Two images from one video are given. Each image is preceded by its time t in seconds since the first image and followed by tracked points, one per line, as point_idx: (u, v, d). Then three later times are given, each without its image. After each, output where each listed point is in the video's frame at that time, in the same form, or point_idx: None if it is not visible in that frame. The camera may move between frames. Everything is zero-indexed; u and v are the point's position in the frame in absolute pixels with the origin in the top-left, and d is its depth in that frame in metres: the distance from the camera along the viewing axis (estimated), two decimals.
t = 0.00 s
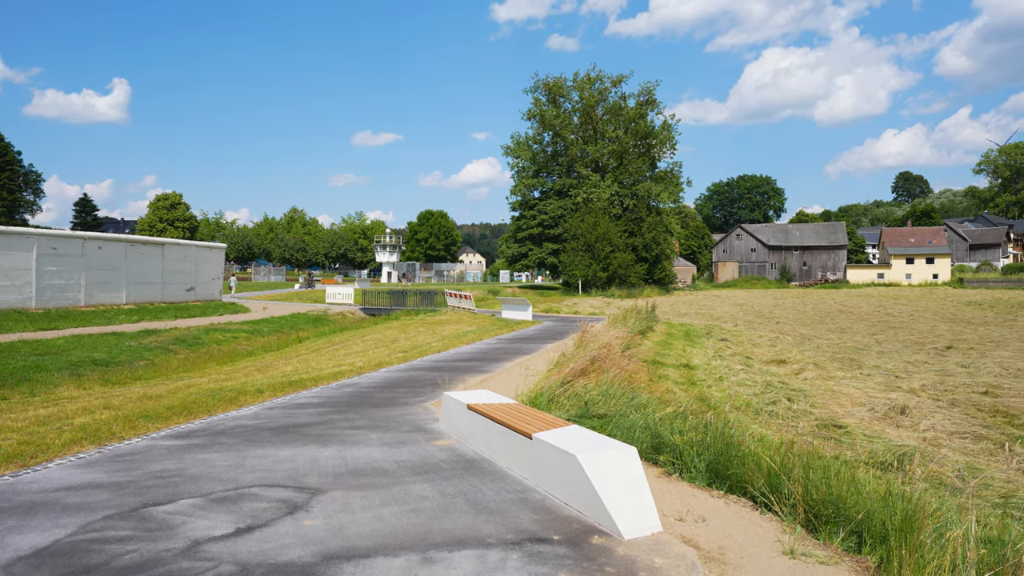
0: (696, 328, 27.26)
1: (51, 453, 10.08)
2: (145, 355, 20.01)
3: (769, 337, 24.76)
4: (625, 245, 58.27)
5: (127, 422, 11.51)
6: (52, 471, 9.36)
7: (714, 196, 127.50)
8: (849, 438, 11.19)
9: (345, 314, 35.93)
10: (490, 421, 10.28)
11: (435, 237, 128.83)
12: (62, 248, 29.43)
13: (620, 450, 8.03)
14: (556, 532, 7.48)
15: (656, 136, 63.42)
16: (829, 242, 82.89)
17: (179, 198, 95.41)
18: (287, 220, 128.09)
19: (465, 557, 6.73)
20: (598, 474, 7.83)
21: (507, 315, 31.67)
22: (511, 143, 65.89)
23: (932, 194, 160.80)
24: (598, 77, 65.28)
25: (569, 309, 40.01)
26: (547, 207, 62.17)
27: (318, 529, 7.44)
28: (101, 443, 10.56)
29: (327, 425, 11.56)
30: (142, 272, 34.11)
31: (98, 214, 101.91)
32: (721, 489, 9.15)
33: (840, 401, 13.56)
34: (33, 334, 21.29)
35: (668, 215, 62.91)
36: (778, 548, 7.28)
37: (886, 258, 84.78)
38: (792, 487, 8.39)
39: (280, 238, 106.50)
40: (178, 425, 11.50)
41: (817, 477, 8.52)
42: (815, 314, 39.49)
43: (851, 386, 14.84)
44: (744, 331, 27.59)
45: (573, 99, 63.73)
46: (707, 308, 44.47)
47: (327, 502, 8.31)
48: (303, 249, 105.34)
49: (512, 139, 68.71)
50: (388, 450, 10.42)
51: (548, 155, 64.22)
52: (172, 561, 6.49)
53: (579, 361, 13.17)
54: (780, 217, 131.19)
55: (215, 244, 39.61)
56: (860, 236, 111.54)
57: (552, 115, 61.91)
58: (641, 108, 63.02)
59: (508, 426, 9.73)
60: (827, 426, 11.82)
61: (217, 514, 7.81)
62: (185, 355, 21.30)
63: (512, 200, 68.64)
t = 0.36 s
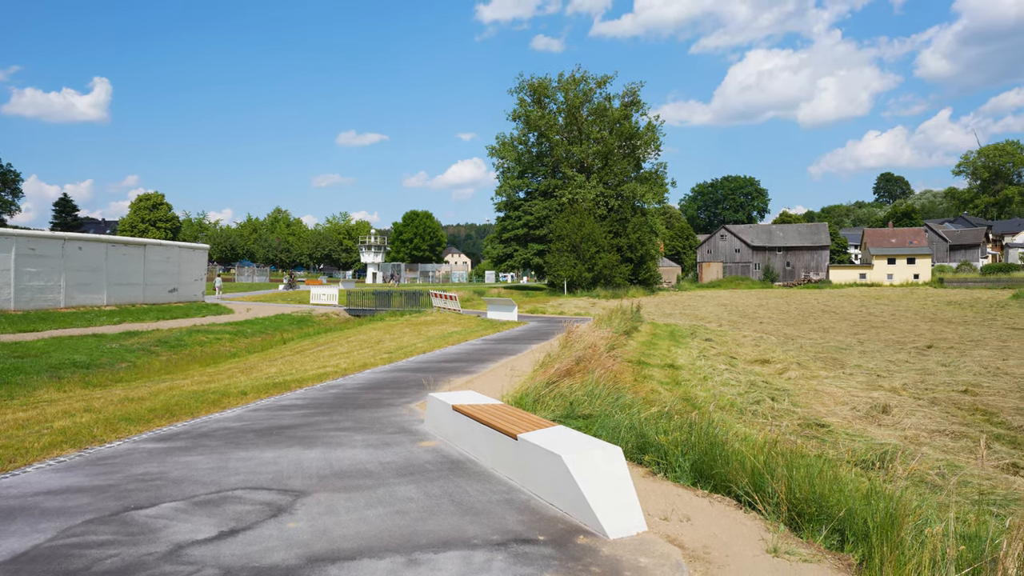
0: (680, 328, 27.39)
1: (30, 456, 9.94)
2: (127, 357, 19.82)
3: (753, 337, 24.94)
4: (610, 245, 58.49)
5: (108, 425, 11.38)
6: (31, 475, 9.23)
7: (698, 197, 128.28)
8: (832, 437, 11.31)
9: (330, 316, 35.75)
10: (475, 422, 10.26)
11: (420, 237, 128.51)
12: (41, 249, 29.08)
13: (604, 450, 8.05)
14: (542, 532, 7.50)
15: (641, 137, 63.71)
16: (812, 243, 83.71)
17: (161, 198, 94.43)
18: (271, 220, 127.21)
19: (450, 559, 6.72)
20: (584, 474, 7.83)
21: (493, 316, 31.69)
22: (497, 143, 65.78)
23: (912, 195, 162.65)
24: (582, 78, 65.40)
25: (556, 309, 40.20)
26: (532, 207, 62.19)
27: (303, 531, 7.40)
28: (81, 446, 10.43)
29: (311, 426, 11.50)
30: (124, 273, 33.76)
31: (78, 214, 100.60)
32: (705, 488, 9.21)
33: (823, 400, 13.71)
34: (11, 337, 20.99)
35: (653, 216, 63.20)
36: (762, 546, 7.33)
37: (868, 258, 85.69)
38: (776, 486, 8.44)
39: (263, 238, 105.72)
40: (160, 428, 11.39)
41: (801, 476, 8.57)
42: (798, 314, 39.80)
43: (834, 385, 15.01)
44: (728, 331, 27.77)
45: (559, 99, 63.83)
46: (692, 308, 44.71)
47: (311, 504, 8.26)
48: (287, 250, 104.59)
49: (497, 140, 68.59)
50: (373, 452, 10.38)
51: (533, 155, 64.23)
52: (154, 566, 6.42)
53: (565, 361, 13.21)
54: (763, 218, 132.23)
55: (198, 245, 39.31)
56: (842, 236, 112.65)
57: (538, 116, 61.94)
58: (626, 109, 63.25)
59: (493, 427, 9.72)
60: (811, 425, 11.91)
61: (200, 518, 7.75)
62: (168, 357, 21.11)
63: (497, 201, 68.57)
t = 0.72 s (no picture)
0: (665, 328, 27.50)
1: (10, 460, 9.80)
2: (109, 359, 19.62)
3: (738, 337, 25.09)
4: (596, 246, 58.66)
5: (89, 428, 11.26)
6: (12, 479, 9.11)
7: (684, 198, 128.94)
8: (816, 436, 11.40)
9: (315, 317, 35.56)
10: (461, 422, 10.24)
11: (406, 237, 128.18)
12: (21, 249, 28.70)
13: (590, 450, 8.05)
14: (527, 532, 7.50)
15: (626, 138, 63.96)
16: (796, 243, 84.44)
17: (144, 198, 93.47)
18: (255, 221, 126.31)
19: (436, 560, 6.72)
20: (570, 475, 7.84)
21: (479, 316, 31.65)
22: (482, 144, 65.67)
23: (894, 196, 164.52)
24: (568, 78, 65.51)
25: (542, 310, 40.30)
26: (518, 208, 62.18)
27: (287, 534, 7.36)
28: (62, 449, 10.31)
29: (296, 428, 11.44)
30: (106, 274, 33.40)
31: (59, 214, 99.33)
32: (690, 487, 9.26)
33: (806, 399, 13.82)
34: None
35: (639, 216, 63.45)
36: (747, 545, 7.38)
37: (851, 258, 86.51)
38: (760, 485, 8.50)
39: (248, 238, 104.93)
40: (143, 430, 11.28)
41: (784, 475, 8.63)
42: (782, 314, 40.11)
43: (818, 384, 15.14)
44: (713, 331, 27.92)
45: (544, 100, 63.90)
46: (677, 308, 44.90)
47: (296, 506, 8.22)
48: (271, 250, 103.90)
49: (483, 140, 68.46)
50: (358, 453, 10.34)
51: (519, 156, 64.21)
52: (136, 569, 6.36)
53: (551, 362, 13.24)
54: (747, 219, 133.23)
55: (181, 246, 38.98)
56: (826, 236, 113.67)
57: (523, 116, 61.96)
58: (612, 109, 63.45)
59: (479, 427, 9.71)
60: (795, 424, 12.00)
61: (183, 521, 7.68)
62: (150, 359, 20.93)
63: (482, 201, 68.46)
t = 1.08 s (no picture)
0: (651, 328, 27.62)
1: None
2: (91, 360, 19.44)
3: (723, 337, 25.24)
4: (582, 246, 58.78)
5: (70, 431, 11.14)
6: None
7: (669, 198, 129.58)
8: (800, 435, 11.48)
9: (300, 317, 35.37)
10: (447, 423, 10.22)
11: (392, 238, 127.84)
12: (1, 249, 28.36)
13: (576, 450, 8.06)
14: (514, 533, 7.50)
15: (612, 138, 64.18)
16: (781, 244, 85.10)
17: (126, 198, 92.55)
18: (239, 222, 125.48)
19: (422, 561, 6.70)
20: (556, 475, 7.85)
21: (465, 317, 31.63)
22: (468, 144, 65.61)
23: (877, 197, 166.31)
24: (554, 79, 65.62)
25: (528, 310, 40.33)
26: (505, 208, 62.18)
27: (272, 536, 7.31)
28: (43, 452, 10.19)
29: (281, 430, 11.38)
30: (88, 274, 33.06)
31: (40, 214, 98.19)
32: (676, 487, 9.30)
33: (791, 398, 13.92)
34: None
35: (625, 217, 63.68)
36: (731, 544, 7.42)
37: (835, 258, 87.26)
38: (745, 484, 8.55)
39: (232, 238, 104.21)
40: (126, 432, 11.18)
41: (769, 474, 8.68)
42: (766, 314, 40.39)
43: (802, 384, 15.26)
44: (699, 331, 28.06)
45: (530, 100, 63.97)
46: (662, 308, 45.10)
47: (281, 508, 8.18)
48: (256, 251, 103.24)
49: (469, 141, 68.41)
50: (344, 454, 10.30)
51: (505, 156, 64.20)
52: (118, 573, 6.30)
53: (538, 362, 13.27)
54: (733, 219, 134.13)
55: (165, 246, 38.65)
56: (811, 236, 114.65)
57: (509, 117, 61.98)
58: (598, 110, 63.63)
59: (465, 428, 9.69)
60: (779, 423, 12.09)
61: (167, 524, 7.61)
62: (133, 360, 20.77)
63: (468, 202, 68.39)
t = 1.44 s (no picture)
0: (638, 329, 27.73)
1: None
2: (73, 362, 19.24)
3: (709, 337, 25.38)
4: (569, 247, 58.89)
5: (52, 434, 11.01)
6: None
7: (656, 199, 130.15)
8: (785, 435, 11.57)
9: (285, 318, 35.17)
10: (433, 424, 10.21)
11: (378, 238, 127.49)
12: None
13: (562, 450, 8.07)
14: (500, 534, 7.50)
15: (599, 139, 64.37)
16: (766, 244, 85.70)
17: (109, 198, 91.56)
18: (224, 222, 124.54)
19: (408, 563, 6.68)
20: (543, 476, 7.85)
21: (452, 318, 31.59)
22: (455, 145, 65.54)
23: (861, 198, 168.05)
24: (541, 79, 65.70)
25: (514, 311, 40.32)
26: (492, 209, 62.17)
27: (257, 538, 7.27)
28: (24, 455, 10.06)
29: (266, 432, 11.31)
30: (69, 275, 32.70)
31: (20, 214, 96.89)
32: (662, 487, 9.33)
33: (775, 398, 14.02)
34: None
35: (611, 217, 63.84)
36: (717, 543, 7.46)
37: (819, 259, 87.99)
38: (731, 483, 8.59)
39: (217, 239, 103.39)
40: (108, 435, 11.07)
41: (753, 474, 8.73)
42: (752, 314, 40.73)
43: (786, 383, 15.38)
44: (684, 331, 28.22)
45: (517, 101, 64.03)
46: (647, 309, 45.29)
47: (266, 510, 8.13)
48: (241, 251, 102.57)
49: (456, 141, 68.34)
50: (330, 456, 10.25)
51: (492, 156, 64.17)
52: None
53: (524, 363, 13.29)
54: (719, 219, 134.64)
55: (148, 247, 38.33)
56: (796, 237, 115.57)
57: (496, 117, 61.99)
58: (584, 111, 63.80)
59: (451, 429, 9.68)
60: (764, 423, 12.17)
61: (150, 527, 7.54)
62: (116, 362, 20.60)
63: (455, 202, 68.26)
